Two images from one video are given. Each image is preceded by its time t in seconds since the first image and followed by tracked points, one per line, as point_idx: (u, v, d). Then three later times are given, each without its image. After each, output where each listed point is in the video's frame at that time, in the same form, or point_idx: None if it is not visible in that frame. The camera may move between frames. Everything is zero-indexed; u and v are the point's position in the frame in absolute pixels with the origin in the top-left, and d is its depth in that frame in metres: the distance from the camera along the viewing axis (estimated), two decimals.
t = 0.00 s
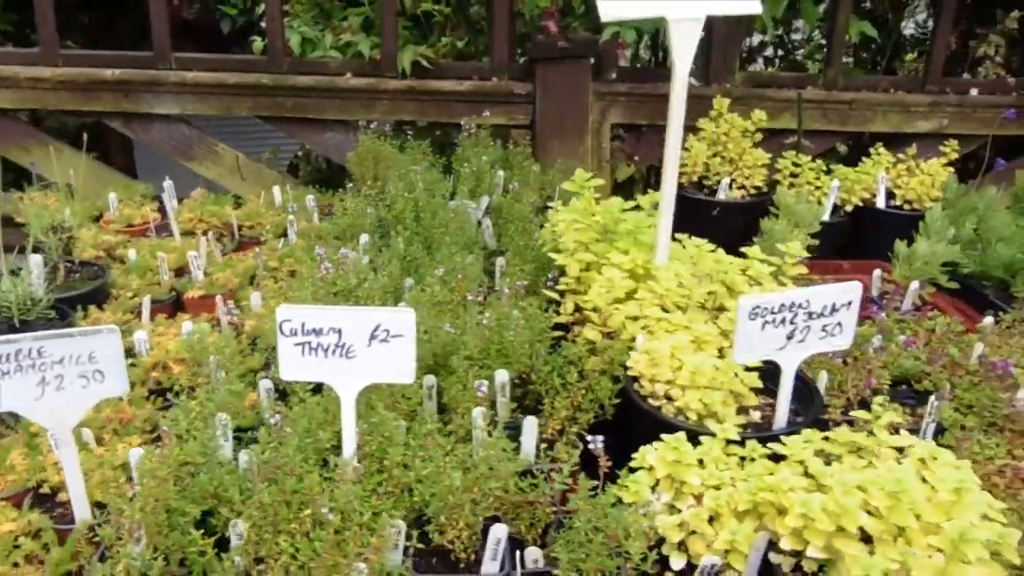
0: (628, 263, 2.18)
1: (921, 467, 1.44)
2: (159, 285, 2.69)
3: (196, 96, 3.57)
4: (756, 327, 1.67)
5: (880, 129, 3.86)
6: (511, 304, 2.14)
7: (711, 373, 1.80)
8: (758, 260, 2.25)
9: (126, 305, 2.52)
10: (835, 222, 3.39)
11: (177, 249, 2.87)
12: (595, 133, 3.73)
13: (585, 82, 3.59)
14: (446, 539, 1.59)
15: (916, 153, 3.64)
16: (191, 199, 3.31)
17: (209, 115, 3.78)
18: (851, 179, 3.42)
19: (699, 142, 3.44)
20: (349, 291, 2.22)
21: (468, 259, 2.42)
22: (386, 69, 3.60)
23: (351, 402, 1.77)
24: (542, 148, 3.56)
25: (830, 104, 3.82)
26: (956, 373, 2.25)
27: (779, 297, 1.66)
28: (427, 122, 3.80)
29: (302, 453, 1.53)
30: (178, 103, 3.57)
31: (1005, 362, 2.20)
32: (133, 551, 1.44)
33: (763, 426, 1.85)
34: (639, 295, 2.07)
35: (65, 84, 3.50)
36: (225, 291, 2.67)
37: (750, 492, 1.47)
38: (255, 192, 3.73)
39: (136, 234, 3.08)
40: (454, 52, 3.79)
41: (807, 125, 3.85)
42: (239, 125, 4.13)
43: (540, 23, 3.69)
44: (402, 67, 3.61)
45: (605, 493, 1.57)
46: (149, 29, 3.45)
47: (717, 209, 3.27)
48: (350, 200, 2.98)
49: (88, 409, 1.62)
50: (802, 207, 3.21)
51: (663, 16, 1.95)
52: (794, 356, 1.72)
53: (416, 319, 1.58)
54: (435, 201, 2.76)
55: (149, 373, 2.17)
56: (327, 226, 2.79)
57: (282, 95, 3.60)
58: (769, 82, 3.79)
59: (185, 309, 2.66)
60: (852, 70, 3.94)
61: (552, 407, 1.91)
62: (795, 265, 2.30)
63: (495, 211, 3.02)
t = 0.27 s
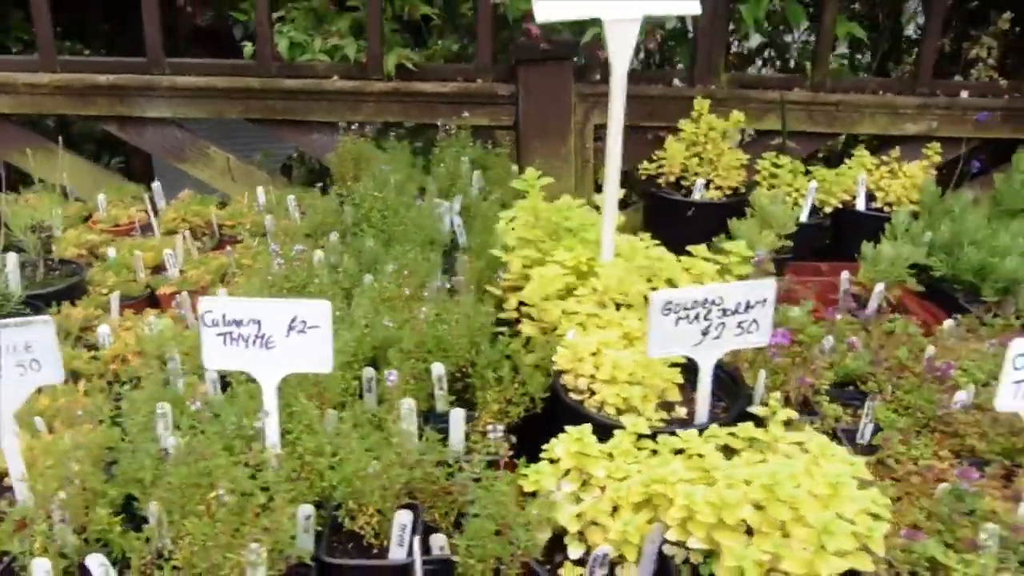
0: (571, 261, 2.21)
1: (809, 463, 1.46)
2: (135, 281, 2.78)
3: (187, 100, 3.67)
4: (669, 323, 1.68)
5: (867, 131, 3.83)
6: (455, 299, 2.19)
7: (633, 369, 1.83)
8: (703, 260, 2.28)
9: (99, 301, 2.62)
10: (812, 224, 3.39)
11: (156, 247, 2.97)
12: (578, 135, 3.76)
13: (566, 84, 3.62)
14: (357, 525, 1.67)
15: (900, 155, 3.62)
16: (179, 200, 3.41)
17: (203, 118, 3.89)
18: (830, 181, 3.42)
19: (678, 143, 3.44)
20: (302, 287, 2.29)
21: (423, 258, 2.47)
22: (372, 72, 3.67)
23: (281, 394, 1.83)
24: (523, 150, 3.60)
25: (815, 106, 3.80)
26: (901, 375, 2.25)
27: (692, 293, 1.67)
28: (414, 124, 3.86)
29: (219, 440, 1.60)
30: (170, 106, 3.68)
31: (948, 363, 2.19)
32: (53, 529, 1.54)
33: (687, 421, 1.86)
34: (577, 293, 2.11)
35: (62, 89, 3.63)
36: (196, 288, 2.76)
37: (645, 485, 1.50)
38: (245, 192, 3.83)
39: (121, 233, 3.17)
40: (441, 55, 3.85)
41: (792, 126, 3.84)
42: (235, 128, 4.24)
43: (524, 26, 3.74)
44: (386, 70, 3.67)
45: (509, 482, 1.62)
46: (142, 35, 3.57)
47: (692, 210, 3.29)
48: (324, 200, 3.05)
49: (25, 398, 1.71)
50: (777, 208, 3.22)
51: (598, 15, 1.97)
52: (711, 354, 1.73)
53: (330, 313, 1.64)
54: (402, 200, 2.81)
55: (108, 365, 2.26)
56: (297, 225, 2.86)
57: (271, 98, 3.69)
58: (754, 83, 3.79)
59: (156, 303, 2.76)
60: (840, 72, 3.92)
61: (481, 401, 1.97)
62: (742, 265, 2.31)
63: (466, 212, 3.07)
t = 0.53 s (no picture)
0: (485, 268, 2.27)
1: (665, 466, 1.52)
2: (82, 285, 2.85)
3: (148, 105, 3.75)
4: (548, 330, 1.73)
5: (821, 134, 3.86)
6: (370, 305, 2.25)
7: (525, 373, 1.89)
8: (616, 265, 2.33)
9: (43, 304, 2.69)
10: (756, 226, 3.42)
11: (107, 251, 3.04)
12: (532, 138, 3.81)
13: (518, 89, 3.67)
14: (246, 524, 1.73)
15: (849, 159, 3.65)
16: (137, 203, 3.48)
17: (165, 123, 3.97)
18: (774, 184, 3.46)
19: (625, 147, 3.49)
20: (225, 292, 2.35)
21: (350, 263, 2.53)
22: (329, 78, 3.74)
23: (187, 397, 1.90)
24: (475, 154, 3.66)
25: (769, 109, 3.82)
26: (809, 377, 2.29)
27: (569, 301, 1.73)
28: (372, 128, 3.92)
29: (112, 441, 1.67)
30: (132, 112, 3.75)
31: (852, 367, 2.25)
32: None
33: (580, 423, 1.91)
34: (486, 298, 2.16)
35: (26, 94, 3.72)
36: (140, 292, 2.83)
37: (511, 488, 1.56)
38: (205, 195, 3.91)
39: (76, 237, 3.25)
40: (400, 60, 3.91)
41: (745, 129, 3.86)
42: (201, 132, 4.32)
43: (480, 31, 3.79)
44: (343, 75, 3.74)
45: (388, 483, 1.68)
46: (103, 42, 3.65)
47: (636, 214, 3.35)
48: (271, 205, 3.11)
49: None
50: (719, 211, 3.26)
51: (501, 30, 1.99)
52: (593, 359, 1.78)
53: (218, 319, 1.70)
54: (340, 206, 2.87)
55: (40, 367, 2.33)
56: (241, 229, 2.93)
57: (230, 104, 3.75)
58: (708, 87, 3.81)
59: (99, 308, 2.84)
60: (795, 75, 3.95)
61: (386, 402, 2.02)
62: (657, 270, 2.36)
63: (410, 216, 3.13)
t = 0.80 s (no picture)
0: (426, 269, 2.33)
1: (562, 463, 1.58)
2: (44, 278, 2.92)
3: (122, 102, 3.82)
4: (464, 330, 1.80)
5: (784, 144, 3.92)
6: (312, 303, 2.32)
7: (449, 372, 1.96)
8: (554, 270, 2.39)
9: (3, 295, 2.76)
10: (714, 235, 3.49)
11: (72, 245, 3.11)
12: (499, 144, 3.88)
13: (486, 95, 3.76)
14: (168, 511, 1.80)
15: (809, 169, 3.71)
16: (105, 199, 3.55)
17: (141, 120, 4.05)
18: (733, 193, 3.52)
19: (586, 153, 3.56)
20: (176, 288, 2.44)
21: (300, 262, 2.60)
22: (300, 79, 3.81)
23: (122, 387, 1.97)
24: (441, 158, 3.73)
25: (733, 118, 3.88)
26: (737, 382, 2.35)
27: (485, 303, 1.79)
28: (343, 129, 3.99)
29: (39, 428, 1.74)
30: (106, 108, 3.83)
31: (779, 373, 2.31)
32: None
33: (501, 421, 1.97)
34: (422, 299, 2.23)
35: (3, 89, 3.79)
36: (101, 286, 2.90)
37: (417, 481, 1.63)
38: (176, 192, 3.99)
39: (43, 231, 3.33)
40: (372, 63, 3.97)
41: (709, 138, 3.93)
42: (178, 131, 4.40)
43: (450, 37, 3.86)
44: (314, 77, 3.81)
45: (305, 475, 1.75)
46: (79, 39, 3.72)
47: (593, 220, 3.42)
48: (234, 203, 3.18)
49: None
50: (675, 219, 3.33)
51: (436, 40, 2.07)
52: (509, 359, 1.85)
53: (146, 314, 1.77)
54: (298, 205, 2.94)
55: None
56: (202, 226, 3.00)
57: (202, 102, 3.83)
58: (674, 96, 3.87)
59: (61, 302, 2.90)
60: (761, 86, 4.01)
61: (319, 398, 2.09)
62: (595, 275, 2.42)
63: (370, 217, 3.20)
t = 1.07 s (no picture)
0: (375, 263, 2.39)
1: (479, 451, 1.64)
2: (10, 265, 2.97)
3: (98, 94, 3.88)
4: (397, 319, 1.87)
5: (752, 148, 3.97)
6: (263, 293, 2.37)
7: (386, 361, 2.02)
8: (502, 265, 2.44)
9: None
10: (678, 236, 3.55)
11: (41, 233, 3.17)
12: (470, 142, 3.93)
13: (455, 93, 3.79)
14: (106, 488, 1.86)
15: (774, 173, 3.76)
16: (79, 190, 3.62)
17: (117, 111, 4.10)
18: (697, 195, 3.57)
19: (553, 153, 3.61)
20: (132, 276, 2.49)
21: (257, 253, 2.65)
22: (274, 74, 3.86)
23: (67, 370, 2.03)
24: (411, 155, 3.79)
25: (701, 122, 3.94)
26: (678, 378, 2.40)
27: (416, 294, 1.85)
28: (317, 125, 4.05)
29: None
30: (82, 100, 3.89)
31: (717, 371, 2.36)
32: None
33: (436, 410, 2.02)
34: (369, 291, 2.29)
35: None
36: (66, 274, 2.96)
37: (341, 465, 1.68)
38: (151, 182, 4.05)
39: (15, 220, 3.39)
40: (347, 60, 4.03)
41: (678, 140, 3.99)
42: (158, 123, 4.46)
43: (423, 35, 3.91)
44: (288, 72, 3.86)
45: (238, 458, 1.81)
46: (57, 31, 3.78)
47: (557, 218, 3.47)
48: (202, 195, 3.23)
49: None
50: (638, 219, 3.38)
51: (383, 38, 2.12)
52: (441, 349, 1.90)
53: (87, 299, 1.83)
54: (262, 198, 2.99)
55: None
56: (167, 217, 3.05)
57: (177, 95, 3.89)
58: (643, 99, 3.92)
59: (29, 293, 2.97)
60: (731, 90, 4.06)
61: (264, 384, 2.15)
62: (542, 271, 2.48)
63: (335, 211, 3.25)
